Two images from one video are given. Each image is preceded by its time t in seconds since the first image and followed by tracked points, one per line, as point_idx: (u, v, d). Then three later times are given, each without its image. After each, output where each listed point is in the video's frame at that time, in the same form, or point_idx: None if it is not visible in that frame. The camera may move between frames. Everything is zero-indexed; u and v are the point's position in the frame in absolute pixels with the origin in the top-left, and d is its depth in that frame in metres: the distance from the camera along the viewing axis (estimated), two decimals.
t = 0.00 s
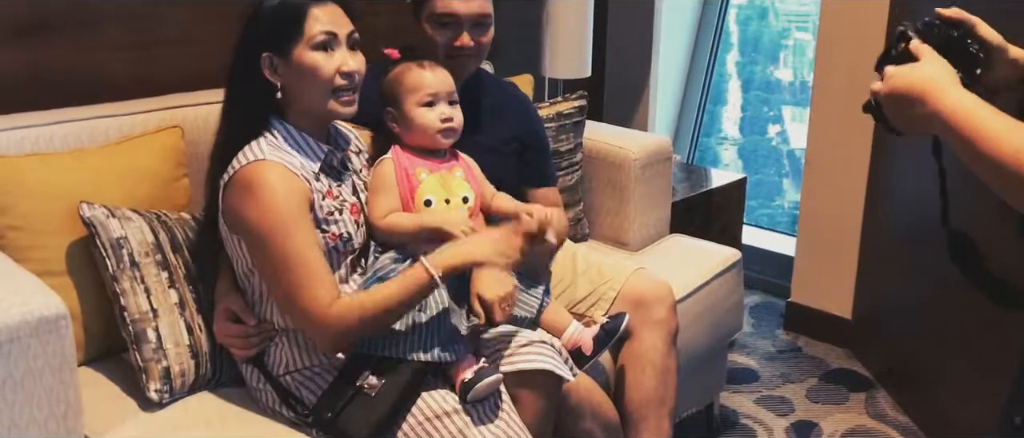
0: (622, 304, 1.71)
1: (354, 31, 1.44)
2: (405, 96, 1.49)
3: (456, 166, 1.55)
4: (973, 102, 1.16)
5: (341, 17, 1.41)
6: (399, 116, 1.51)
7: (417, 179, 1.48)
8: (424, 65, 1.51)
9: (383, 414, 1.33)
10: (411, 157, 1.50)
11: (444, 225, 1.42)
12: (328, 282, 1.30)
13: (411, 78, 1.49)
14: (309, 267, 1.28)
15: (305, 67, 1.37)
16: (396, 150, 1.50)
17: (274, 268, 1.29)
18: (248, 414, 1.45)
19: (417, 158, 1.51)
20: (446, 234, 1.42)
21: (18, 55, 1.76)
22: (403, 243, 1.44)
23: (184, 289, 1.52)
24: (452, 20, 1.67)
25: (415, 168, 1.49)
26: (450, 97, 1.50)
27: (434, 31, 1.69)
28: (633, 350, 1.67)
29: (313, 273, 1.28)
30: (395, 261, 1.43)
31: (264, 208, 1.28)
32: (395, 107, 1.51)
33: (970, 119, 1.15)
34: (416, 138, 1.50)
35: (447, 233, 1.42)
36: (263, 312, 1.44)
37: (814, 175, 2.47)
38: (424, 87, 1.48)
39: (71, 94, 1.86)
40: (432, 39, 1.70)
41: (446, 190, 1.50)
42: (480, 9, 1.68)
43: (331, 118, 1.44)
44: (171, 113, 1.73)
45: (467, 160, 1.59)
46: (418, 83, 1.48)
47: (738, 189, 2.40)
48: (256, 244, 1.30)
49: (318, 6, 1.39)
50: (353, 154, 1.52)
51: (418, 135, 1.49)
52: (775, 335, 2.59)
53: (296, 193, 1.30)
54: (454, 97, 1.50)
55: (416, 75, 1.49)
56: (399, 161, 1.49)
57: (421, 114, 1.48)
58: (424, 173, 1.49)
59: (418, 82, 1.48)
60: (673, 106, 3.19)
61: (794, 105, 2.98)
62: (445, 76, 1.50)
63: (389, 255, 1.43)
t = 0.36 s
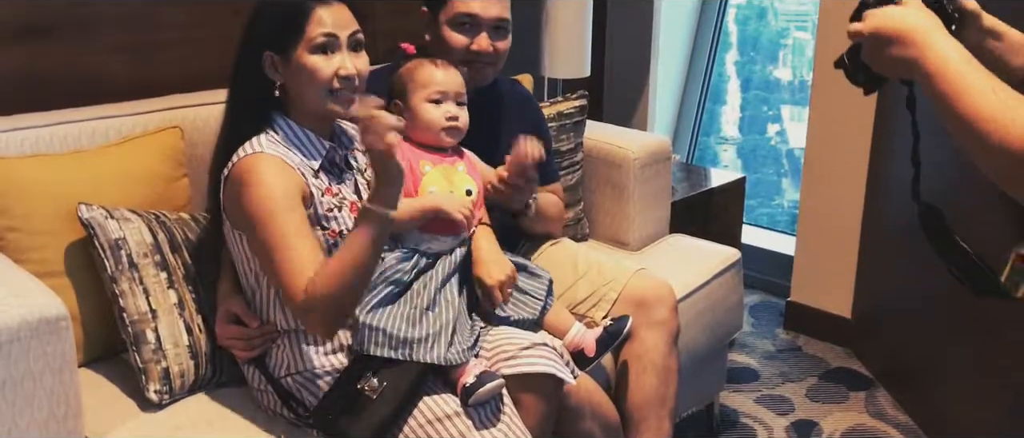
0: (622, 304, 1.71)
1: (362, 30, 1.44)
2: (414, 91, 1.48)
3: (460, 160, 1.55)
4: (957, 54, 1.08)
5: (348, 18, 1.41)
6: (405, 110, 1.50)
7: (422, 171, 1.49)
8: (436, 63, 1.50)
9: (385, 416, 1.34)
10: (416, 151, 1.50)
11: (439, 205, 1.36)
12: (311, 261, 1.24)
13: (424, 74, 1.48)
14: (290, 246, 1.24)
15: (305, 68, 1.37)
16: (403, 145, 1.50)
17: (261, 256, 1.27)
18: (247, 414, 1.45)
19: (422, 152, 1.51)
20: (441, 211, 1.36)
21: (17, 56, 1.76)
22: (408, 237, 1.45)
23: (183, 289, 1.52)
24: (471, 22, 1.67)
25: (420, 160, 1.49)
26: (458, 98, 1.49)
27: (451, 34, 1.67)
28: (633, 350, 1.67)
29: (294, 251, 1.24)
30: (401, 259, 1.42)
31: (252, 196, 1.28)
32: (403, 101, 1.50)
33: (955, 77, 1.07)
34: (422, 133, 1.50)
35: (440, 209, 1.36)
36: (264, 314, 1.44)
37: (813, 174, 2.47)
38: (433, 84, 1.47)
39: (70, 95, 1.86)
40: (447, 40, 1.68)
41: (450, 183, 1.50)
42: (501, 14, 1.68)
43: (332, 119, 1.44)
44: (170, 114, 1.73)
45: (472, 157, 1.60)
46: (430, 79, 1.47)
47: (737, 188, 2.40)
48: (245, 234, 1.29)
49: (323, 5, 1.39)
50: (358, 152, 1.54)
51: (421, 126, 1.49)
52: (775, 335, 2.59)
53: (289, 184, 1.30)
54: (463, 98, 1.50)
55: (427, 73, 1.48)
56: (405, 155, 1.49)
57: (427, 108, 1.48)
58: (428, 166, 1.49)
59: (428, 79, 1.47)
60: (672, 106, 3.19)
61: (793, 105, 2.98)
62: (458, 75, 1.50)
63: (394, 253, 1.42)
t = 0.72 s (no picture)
0: (621, 305, 1.71)
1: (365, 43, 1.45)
2: (397, 96, 1.48)
3: (450, 164, 1.54)
4: (961, 16, 0.98)
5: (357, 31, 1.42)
6: (390, 115, 1.51)
7: (412, 179, 1.49)
8: (419, 66, 1.49)
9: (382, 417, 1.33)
10: (404, 159, 1.50)
11: (433, 213, 1.42)
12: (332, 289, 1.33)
13: (407, 79, 1.48)
14: (309, 270, 1.31)
15: (320, 78, 1.38)
16: (389, 151, 1.50)
17: (269, 274, 1.32)
18: (245, 416, 1.45)
19: (410, 159, 1.51)
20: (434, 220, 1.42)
21: (15, 57, 1.76)
22: (400, 244, 1.45)
23: (182, 292, 1.52)
24: (472, 38, 1.64)
25: (409, 168, 1.49)
26: (441, 102, 1.48)
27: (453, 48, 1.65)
28: (632, 351, 1.67)
29: (314, 275, 1.31)
30: (396, 264, 1.43)
31: (263, 211, 1.29)
32: (388, 106, 1.51)
33: (955, 53, 0.97)
34: (406, 138, 1.50)
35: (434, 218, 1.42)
36: (262, 319, 1.44)
37: (811, 174, 2.47)
38: (417, 88, 1.47)
39: (68, 97, 1.86)
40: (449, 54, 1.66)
41: (440, 189, 1.49)
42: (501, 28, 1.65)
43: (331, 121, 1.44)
44: (168, 115, 1.73)
45: (461, 158, 1.59)
46: (416, 83, 1.47)
47: (735, 189, 2.40)
48: (252, 246, 1.32)
49: (337, 18, 1.39)
50: (352, 156, 1.53)
51: (403, 132, 1.49)
52: (773, 335, 2.59)
53: (293, 196, 1.32)
54: (447, 102, 1.49)
55: (410, 76, 1.47)
56: (393, 162, 1.49)
57: (409, 114, 1.48)
58: (419, 174, 1.49)
59: (412, 82, 1.47)
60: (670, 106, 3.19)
61: (791, 105, 2.99)
62: (444, 80, 1.49)
63: (390, 259, 1.43)
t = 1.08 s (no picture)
0: (618, 306, 1.71)
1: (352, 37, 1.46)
2: (394, 98, 1.49)
3: (443, 167, 1.56)
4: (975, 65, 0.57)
5: (341, 23, 1.43)
6: (387, 117, 1.51)
7: (408, 184, 1.49)
8: (414, 67, 1.50)
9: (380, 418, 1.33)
10: (399, 163, 1.50)
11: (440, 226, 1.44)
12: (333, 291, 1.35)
13: (402, 80, 1.48)
14: (311, 272, 1.32)
15: (310, 71, 1.38)
16: (384, 155, 1.50)
17: (273, 275, 1.33)
18: (240, 416, 1.46)
19: (406, 164, 1.51)
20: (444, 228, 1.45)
21: (11, 61, 1.76)
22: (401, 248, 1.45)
23: (179, 295, 1.52)
24: (457, 60, 1.64)
25: (404, 174, 1.50)
26: (439, 100, 1.50)
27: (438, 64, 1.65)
28: (629, 353, 1.68)
29: (315, 278, 1.32)
30: (393, 268, 1.44)
31: (266, 212, 1.30)
32: (384, 108, 1.51)
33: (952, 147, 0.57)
34: (404, 140, 1.50)
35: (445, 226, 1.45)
36: (262, 321, 1.44)
37: (807, 174, 2.47)
38: (414, 89, 1.47)
39: (64, 100, 1.86)
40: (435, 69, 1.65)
41: (437, 192, 1.51)
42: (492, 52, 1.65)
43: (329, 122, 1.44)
44: (164, 118, 1.73)
45: (451, 155, 1.60)
46: (410, 85, 1.47)
47: (731, 190, 2.41)
48: (255, 244, 1.32)
49: (320, 11, 1.40)
50: (350, 158, 1.54)
51: (401, 135, 1.50)
52: (769, 336, 2.60)
53: (296, 195, 1.32)
54: (444, 100, 1.51)
55: (406, 77, 1.48)
56: (388, 168, 1.49)
57: (409, 115, 1.48)
58: (414, 178, 1.50)
59: (409, 83, 1.48)
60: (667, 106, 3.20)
61: (788, 105, 3.00)
62: (436, 78, 1.50)
63: (386, 263, 1.44)
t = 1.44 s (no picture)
0: (614, 306, 1.71)
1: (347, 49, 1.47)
2: (390, 102, 1.49)
3: (433, 169, 1.55)
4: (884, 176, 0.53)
5: (337, 36, 1.43)
6: (382, 121, 1.51)
7: (394, 187, 1.48)
8: (409, 70, 1.51)
9: (372, 418, 1.34)
10: (388, 164, 1.50)
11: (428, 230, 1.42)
12: (317, 289, 1.35)
13: (397, 83, 1.49)
14: (291, 272, 1.32)
15: (300, 83, 1.38)
16: (376, 157, 1.50)
17: (254, 277, 1.33)
18: (234, 417, 1.46)
19: (394, 164, 1.51)
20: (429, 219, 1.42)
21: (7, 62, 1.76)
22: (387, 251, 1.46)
23: (175, 296, 1.52)
24: (464, 62, 1.63)
25: (392, 175, 1.49)
26: (434, 105, 1.50)
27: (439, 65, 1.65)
28: (625, 353, 1.68)
29: (297, 278, 1.33)
30: (379, 268, 1.44)
31: (245, 215, 1.30)
32: (379, 112, 1.51)
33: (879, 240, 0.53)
34: (399, 144, 1.50)
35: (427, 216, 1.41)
36: (252, 322, 1.44)
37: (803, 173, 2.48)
38: (410, 93, 1.48)
39: (60, 103, 1.85)
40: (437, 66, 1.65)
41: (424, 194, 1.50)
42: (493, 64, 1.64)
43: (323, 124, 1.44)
44: (159, 119, 1.73)
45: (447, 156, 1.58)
46: (406, 91, 1.48)
47: (727, 189, 2.41)
48: (237, 249, 1.32)
49: (319, 23, 1.40)
50: (336, 159, 1.54)
51: (395, 140, 1.50)
52: (765, 334, 2.60)
53: (274, 198, 1.33)
54: (440, 104, 1.51)
55: (401, 81, 1.48)
56: (377, 170, 1.49)
57: (404, 120, 1.48)
58: (401, 181, 1.49)
59: (404, 87, 1.48)
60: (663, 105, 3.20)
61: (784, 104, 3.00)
62: (433, 83, 1.50)
63: (373, 263, 1.44)
